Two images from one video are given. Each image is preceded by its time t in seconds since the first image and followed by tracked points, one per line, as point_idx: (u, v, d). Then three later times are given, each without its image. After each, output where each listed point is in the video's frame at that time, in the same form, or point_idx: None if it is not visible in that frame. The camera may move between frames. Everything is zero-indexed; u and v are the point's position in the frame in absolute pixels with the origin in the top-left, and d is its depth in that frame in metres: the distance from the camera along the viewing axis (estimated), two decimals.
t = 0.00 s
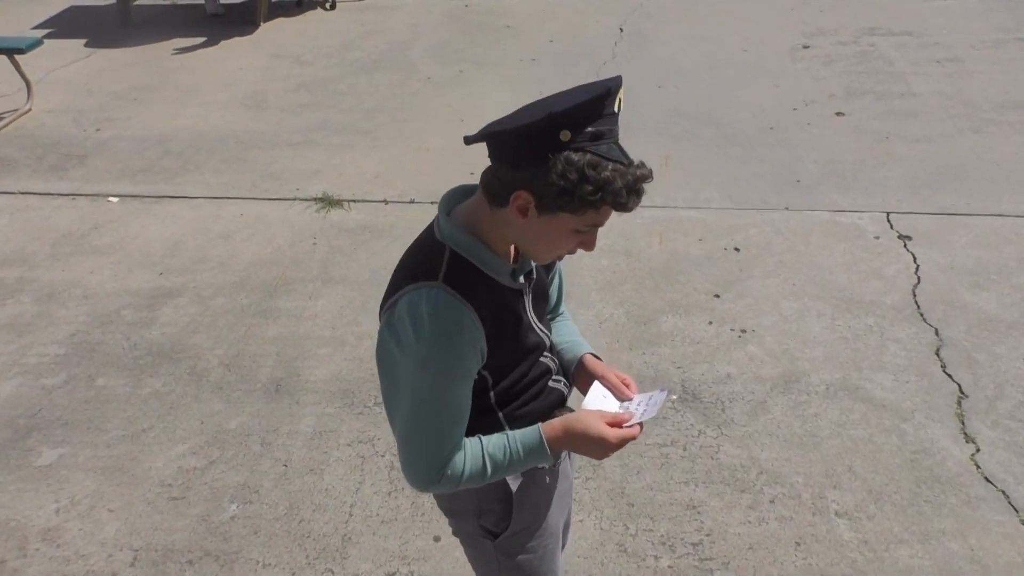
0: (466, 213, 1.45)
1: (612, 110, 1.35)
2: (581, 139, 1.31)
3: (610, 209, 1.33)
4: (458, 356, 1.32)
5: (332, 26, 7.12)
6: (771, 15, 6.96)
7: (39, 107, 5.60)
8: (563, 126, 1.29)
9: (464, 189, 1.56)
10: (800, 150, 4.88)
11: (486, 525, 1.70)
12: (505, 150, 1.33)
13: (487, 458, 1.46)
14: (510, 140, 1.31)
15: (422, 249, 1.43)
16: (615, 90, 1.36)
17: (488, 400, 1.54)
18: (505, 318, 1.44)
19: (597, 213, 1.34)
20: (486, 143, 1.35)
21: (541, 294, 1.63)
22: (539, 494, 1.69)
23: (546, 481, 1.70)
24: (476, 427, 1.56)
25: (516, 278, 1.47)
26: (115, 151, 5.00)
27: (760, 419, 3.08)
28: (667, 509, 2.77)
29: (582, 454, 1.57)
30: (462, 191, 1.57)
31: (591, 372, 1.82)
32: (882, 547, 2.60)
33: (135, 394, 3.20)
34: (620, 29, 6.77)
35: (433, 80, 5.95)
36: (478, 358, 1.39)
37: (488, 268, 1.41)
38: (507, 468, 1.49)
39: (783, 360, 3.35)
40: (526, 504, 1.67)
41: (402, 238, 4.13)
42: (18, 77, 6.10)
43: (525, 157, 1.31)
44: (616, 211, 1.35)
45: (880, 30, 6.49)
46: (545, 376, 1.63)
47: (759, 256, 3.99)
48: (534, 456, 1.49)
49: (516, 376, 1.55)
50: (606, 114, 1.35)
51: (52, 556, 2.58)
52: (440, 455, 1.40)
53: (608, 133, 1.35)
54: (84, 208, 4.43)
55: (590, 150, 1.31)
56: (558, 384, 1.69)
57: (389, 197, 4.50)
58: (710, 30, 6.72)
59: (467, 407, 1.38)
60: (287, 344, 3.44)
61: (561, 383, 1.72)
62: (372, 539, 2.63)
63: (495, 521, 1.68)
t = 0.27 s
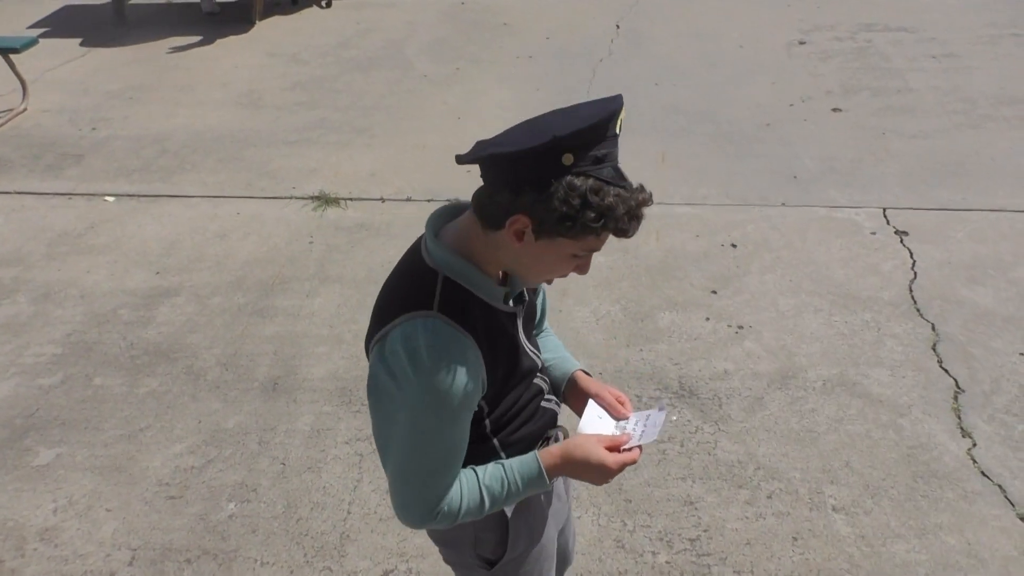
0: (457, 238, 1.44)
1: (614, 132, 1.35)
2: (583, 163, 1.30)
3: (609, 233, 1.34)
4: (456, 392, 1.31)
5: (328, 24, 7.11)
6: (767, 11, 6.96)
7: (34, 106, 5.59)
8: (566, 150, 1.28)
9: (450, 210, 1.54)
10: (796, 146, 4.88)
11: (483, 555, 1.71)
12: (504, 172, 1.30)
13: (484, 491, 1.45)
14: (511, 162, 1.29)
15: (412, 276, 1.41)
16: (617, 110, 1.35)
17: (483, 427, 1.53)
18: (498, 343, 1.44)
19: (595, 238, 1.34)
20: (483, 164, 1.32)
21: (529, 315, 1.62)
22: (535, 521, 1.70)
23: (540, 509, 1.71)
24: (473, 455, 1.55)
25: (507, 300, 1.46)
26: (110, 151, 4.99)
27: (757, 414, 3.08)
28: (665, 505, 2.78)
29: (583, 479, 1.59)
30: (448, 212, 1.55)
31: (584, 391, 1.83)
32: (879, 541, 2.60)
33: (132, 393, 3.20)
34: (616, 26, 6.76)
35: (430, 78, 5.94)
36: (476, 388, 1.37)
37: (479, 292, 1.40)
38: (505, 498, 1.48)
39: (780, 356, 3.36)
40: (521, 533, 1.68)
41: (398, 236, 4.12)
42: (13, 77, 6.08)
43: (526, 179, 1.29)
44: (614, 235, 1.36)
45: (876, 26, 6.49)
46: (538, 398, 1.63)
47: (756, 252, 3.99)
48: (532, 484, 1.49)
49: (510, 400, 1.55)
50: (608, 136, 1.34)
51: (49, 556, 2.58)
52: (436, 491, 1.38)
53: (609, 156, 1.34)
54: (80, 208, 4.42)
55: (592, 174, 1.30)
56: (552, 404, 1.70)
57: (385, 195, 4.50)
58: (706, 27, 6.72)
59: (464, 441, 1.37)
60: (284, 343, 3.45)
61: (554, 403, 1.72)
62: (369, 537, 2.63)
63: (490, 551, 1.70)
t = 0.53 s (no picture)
0: (439, 245, 1.44)
1: (592, 132, 1.35)
2: (561, 164, 1.30)
3: (590, 235, 1.34)
4: (444, 403, 1.30)
5: (326, 21, 7.10)
6: (766, 9, 6.96)
7: (32, 102, 5.58)
8: (543, 152, 1.29)
9: (433, 218, 1.55)
10: (794, 145, 4.88)
11: (480, 564, 1.72)
12: (482, 178, 1.31)
13: (477, 501, 1.46)
14: (488, 165, 1.29)
15: (397, 288, 1.41)
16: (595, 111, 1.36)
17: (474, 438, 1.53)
18: (485, 351, 1.44)
19: (577, 241, 1.34)
20: (461, 167, 1.33)
21: (519, 323, 1.62)
22: (532, 532, 1.71)
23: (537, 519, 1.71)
24: (466, 465, 1.55)
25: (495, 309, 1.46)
26: (108, 146, 4.99)
27: (754, 412, 3.09)
28: (662, 503, 2.78)
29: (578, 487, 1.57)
30: (430, 220, 1.56)
31: (579, 397, 1.84)
32: (875, 540, 2.61)
33: (129, 388, 3.20)
34: (615, 23, 6.76)
35: (428, 75, 5.94)
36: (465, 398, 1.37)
37: (465, 301, 1.41)
38: (497, 508, 1.48)
39: (777, 354, 3.36)
40: (518, 544, 1.69)
41: (396, 233, 4.12)
42: (10, 72, 6.07)
43: (504, 181, 1.29)
44: (596, 237, 1.35)
45: (875, 24, 6.49)
46: (529, 406, 1.63)
47: (754, 251, 3.99)
48: (525, 494, 1.49)
49: (500, 409, 1.54)
50: (586, 136, 1.34)
51: (46, 551, 2.59)
52: (428, 504, 1.37)
53: (589, 156, 1.34)
54: (78, 203, 4.42)
55: (571, 176, 1.31)
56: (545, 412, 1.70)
57: (384, 192, 4.50)
58: (705, 25, 6.72)
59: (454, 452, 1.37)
60: (282, 339, 3.44)
61: (548, 412, 1.72)
62: (366, 534, 2.63)
63: (488, 561, 1.71)
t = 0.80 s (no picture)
0: (436, 242, 1.45)
1: (582, 120, 1.36)
2: (552, 153, 1.31)
3: (585, 223, 1.34)
4: (440, 400, 1.30)
5: (327, 18, 7.10)
6: (767, 9, 6.96)
7: (32, 97, 5.57)
8: (533, 142, 1.29)
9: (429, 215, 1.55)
10: (794, 145, 4.88)
11: (480, 561, 1.72)
12: (474, 170, 1.32)
13: (475, 498, 1.46)
14: (479, 155, 1.30)
15: (394, 285, 1.42)
16: (584, 99, 1.37)
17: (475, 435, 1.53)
18: (483, 347, 1.44)
19: (572, 230, 1.34)
20: (454, 160, 1.34)
21: (519, 321, 1.62)
22: (533, 530, 1.70)
23: (537, 517, 1.71)
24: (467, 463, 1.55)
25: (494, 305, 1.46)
26: (108, 142, 4.99)
27: (752, 413, 3.09)
28: (660, 503, 2.78)
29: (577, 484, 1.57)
30: (426, 217, 1.56)
31: (581, 395, 1.84)
32: (873, 541, 2.61)
33: (128, 385, 3.20)
34: (615, 22, 6.76)
35: (429, 73, 5.94)
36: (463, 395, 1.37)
37: (463, 297, 1.41)
38: (497, 505, 1.48)
39: (776, 354, 3.36)
40: (519, 541, 1.69)
41: (396, 231, 4.12)
42: (11, 67, 6.07)
43: (496, 172, 1.30)
44: (591, 225, 1.35)
45: (875, 25, 6.50)
46: (530, 402, 1.63)
47: (753, 251, 3.99)
48: (525, 490, 1.49)
49: (500, 407, 1.54)
50: (577, 125, 1.35)
51: (44, 546, 2.59)
52: (426, 501, 1.37)
53: (579, 144, 1.35)
54: (78, 199, 4.42)
55: (562, 164, 1.31)
56: (546, 410, 1.69)
57: (384, 189, 4.50)
58: (706, 25, 6.72)
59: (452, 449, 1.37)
60: (281, 336, 3.45)
61: (549, 409, 1.72)
62: (364, 532, 2.63)
63: (487, 558, 1.71)
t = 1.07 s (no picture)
0: (442, 229, 1.45)
1: (582, 106, 1.37)
2: (552, 138, 1.32)
3: (587, 207, 1.34)
4: (446, 383, 1.30)
5: (328, 16, 7.10)
6: (768, 9, 6.96)
7: (33, 94, 5.57)
8: (532, 127, 1.30)
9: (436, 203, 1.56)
10: (795, 146, 4.88)
11: (485, 549, 1.71)
12: (475, 157, 1.33)
13: (481, 482, 1.45)
14: (481, 141, 1.32)
15: (400, 271, 1.42)
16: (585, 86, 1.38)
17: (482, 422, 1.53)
18: (489, 333, 1.44)
19: (575, 214, 1.34)
20: (456, 148, 1.35)
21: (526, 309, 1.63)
22: (539, 517, 1.70)
23: (544, 504, 1.71)
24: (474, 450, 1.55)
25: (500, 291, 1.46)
26: (109, 139, 4.98)
27: (752, 413, 3.09)
28: (660, 503, 2.78)
29: (581, 471, 1.57)
30: (434, 206, 1.57)
31: (587, 384, 1.83)
32: (872, 542, 2.61)
33: (128, 382, 3.20)
34: (617, 22, 6.76)
35: (430, 72, 5.94)
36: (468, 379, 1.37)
37: (469, 282, 1.41)
38: (502, 490, 1.47)
39: (776, 355, 3.37)
40: (525, 527, 1.69)
41: (397, 229, 4.12)
42: (12, 64, 6.06)
43: (497, 158, 1.31)
44: (594, 210, 1.35)
45: (876, 26, 6.50)
46: (536, 391, 1.63)
47: (754, 251, 3.99)
48: (531, 476, 1.48)
49: (507, 394, 1.54)
50: (576, 111, 1.36)
51: (43, 543, 2.59)
52: (432, 484, 1.37)
53: (581, 130, 1.36)
54: (78, 196, 4.42)
55: (563, 149, 1.32)
56: (552, 399, 1.70)
57: (384, 188, 4.50)
58: (707, 25, 6.72)
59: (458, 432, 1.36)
60: (281, 334, 3.45)
61: (556, 399, 1.72)
62: (363, 530, 2.63)
63: (492, 545, 1.70)
